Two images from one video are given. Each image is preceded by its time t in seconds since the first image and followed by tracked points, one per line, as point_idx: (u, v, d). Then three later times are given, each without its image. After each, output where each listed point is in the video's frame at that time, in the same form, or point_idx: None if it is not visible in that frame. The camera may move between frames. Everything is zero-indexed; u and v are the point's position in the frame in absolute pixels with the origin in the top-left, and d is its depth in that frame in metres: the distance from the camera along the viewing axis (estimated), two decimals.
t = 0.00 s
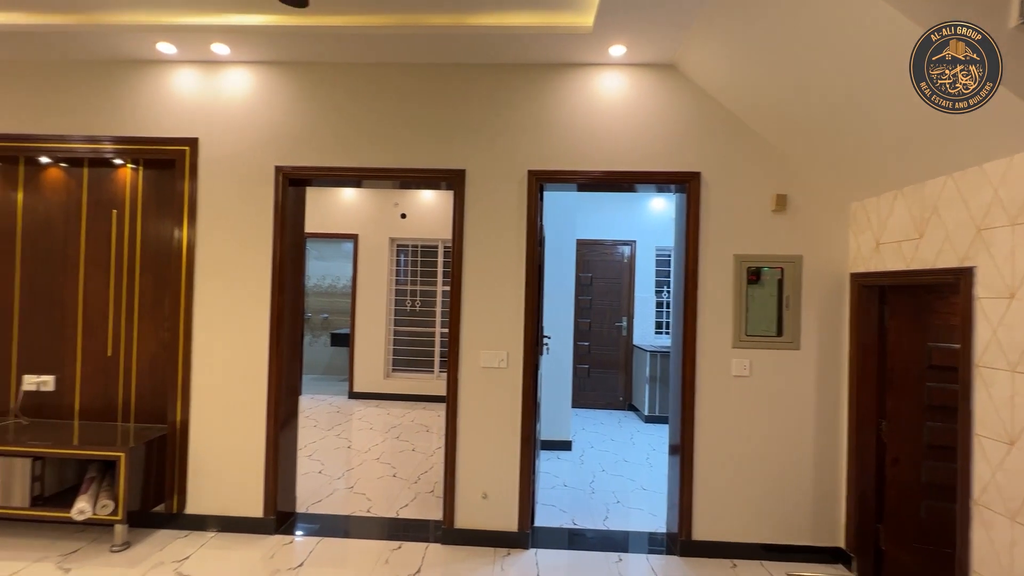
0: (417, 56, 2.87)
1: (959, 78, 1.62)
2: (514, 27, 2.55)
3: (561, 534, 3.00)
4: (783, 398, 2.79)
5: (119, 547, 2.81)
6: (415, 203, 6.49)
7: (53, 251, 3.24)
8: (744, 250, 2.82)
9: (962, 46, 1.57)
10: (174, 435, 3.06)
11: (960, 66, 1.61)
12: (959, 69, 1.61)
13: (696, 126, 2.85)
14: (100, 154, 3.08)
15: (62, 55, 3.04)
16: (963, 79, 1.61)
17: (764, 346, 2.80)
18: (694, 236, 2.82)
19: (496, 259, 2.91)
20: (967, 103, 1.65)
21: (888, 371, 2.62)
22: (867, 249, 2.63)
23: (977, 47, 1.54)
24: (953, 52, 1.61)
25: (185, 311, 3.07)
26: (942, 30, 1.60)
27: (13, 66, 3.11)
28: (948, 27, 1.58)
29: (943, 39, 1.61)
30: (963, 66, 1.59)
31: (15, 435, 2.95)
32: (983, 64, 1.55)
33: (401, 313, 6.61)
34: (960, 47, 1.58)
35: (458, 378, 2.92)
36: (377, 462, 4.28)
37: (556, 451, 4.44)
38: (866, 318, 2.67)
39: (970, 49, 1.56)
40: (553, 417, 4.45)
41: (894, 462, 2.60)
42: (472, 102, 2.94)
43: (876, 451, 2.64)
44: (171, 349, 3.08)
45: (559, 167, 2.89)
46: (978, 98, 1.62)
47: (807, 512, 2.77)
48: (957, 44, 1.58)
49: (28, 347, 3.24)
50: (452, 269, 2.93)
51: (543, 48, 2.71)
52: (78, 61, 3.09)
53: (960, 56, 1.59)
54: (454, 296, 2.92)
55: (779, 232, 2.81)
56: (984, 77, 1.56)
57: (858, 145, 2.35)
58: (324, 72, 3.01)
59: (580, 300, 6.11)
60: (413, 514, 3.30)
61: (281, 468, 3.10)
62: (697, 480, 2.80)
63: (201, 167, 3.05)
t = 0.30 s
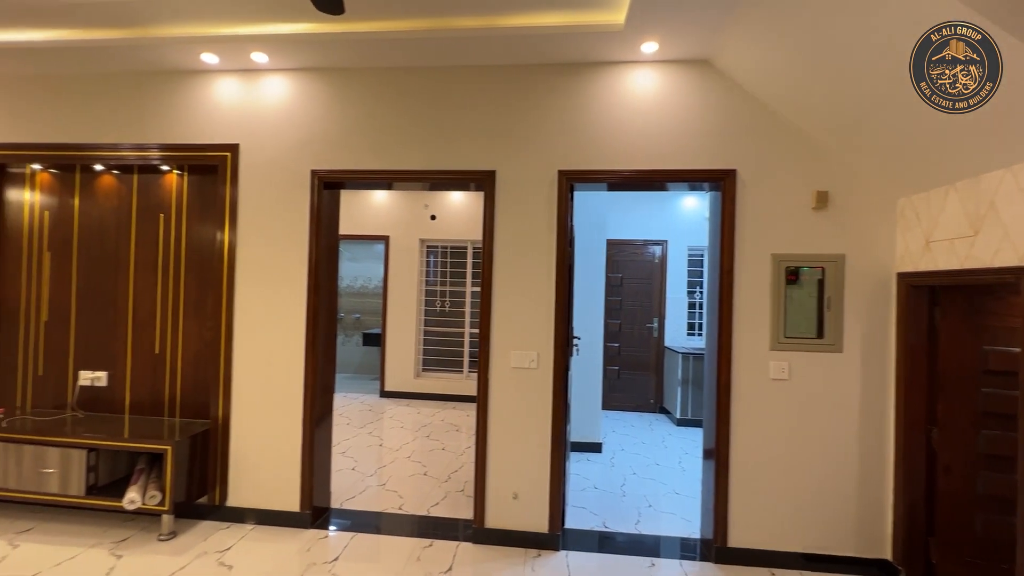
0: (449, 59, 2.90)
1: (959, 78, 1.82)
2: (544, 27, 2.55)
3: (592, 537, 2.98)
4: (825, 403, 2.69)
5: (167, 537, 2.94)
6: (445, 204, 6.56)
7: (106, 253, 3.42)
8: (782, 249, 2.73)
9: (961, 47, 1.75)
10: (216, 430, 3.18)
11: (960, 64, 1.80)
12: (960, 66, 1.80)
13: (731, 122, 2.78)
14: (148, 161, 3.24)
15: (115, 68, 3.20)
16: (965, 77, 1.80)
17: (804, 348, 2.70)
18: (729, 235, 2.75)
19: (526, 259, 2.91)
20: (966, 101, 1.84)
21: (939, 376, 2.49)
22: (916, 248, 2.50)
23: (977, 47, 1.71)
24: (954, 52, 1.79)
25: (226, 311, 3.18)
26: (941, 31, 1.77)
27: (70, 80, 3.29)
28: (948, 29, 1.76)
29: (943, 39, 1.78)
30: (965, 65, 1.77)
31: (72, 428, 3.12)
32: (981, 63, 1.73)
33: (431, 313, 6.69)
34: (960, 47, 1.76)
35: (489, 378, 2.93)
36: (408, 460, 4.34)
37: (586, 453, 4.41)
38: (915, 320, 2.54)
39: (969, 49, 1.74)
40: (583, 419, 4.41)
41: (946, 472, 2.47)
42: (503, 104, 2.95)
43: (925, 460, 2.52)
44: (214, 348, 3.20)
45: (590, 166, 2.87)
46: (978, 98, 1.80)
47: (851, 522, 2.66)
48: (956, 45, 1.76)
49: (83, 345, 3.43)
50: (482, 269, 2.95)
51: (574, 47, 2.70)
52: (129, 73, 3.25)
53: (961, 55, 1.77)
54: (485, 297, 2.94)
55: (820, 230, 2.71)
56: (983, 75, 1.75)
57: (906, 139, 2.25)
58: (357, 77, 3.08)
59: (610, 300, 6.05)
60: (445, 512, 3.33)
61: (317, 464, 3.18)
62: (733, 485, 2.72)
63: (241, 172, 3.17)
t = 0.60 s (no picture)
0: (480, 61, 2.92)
1: (959, 78, 1.90)
2: (576, 26, 2.54)
3: (624, 540, 2.94)
4: (869, 409, 2.58)
5: (210, 527, 3.05)
6: (474, 205, 6.60)
7: (154, 255, 3.58)
8: (823, 248, 2.64)
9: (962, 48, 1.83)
10: (256, 425, 3.29)
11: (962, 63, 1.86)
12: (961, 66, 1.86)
13: (768, 117, 2.70)
14: (191, 167, 3.38)
15: (162, 79, 3.36)
16: (965, 77, 1.87)
17: (847, 351, 2.60)
18: (767, 234, 2.67)
19: (557, 260, 2.90)
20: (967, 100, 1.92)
21: (995, 381, 2.36)
22: (969, 246, 2.38)
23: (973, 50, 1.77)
24: (954, 51, 1.86)
25: (265, 311, 3.29)
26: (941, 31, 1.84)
27: (122, 91, 3.47)
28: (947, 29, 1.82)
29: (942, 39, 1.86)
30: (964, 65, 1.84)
31: (124, 422, 3.29)
32: (979, 65, 1.79)
33: (461, 313, 6.75)
34: (960, 47, 1.82)
35: (519, 379, 2.93)
36: (438, 459, 4.39)
37: (616, 456, 4.36)
38: (968, 322, 2.41)
39: (967, 50, 1.80)
40: (613, 421, 4.36)
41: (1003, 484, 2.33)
42: (533, 104, 2.95)
43: (979, 470, 2.38)
44: (254, 346, 3.31)
45: (621, 165, 2.84)
46: (977, 99, 1.89)
47: (898, 533, 2.55)
48: (955, 45, 1.84)
49: (133, 343, 3.61)
50: (512, 270, 2.95)
51: (605, 46, 2.67)
52: (175, 84, 3.40)
53: (961, 55, 1.84)
54: (516, 297, 2.94)
55: (864, 229, 2.61)
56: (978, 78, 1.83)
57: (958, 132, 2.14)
58: (390, 81, 3.14)
59: (641, 301, 5.96)
60: (475, 511, 3.35)
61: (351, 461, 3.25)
62: (771, 491, 2.64)
63: (279, 176, 3.27)
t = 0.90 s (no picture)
0: (510, 62, 2.94)
1: (959, 78, 2.01)
2: (608, 24, 2.52)
3: (657, 545, 2.90)
4: (917, 415, 2.46)
5: (250, 520, 3.16)
6: (502, 206, 6.62)
7: (198, 258, 3.74)
8: (867, 247, 2.53)
9: (962, 47, 1.94)
10: (293, 422, 3.39)
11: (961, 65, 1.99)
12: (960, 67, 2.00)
13: (808, 112, 2.61)
14: (232, 173, 3.51)
15: (206, 89, 3.50)
16: (966, 77, 1.99)
17: (893, 355, 2.49)
18: (806, 233, 2.59)
19: (587, 260, 2.89)
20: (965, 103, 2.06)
21: None
22: None
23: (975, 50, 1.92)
24: (954, 52, 1.98)
25: (302, 311, 3.39)
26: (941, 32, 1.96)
27: (168, 101, 3.63)
28: (947, 30, 1.95)
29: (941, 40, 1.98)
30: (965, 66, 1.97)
31: (170, 417, 3.44)
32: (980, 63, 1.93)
33: (489, 314, 6.78)
34: (960, 47, 1.96)
35: (550, 380, 2.93)
36: (468, 459, 4.42)
37: (648, 459, 4.29)
38: None
39: (968, 50, 1.93)
40: (645, 424, 4.30)
41: None
42: (565, 105, 2.94)
43: None
44: (291, 345, 3.41)
45: (653, 164, 2.80)
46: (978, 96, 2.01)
47: (951, 546, 2.42)
48: (956, 45, 1.96)
49: (179, 342, 3.78)
50: (543, 270, 2.95)
51: (637, 43, 2.64)
52: (217, 92, 3.54)
53: (962, 55, 1.97)
54: (546, 298, 2.94)
55: (912, 226, 2.49)
56: (985, 75, 1.93)
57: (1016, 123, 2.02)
58: (422, 85, 3.18)
59: (672, 302, 5.86)
60: (505, 511, 3.36)
61: (384, 459, 3.31)
62: (811, 499, 2.55)
63: (316, 179, 3.36)
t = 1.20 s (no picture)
0: (540, 63, 2.94)
1: (959, 78, 2.11)
2: (639, 22, 2.49)
3: (690, 550, 2.85)
4: (970, 422, 2.33)
5: (287, 514, 3.25)
6: (531, 206, 6.63)
7: (238, 260, 3.88)
8: (915, 246, 2.42)
9: (963, 47, 2.05)
10: (328, 420, 3.48)
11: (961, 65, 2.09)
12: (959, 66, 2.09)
13: (850, 106, 2.52)
14: (270, 177, 3.63)
15: (246, 97, 3.64)
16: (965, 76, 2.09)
17: (944, 358, 2.37)
18: (848, 232, 2.49)
19: (618, 260, 2.86)
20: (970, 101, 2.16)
21: None
22: None
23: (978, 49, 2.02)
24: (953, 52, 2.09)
25: (336, 311, 3.47)
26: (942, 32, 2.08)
27: (211, 109, 3.79)
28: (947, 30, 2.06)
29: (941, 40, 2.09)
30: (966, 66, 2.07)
31: (213, 413, 3.59)
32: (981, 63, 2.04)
33: (518, 314, 6.79)
34: (961, 47, 2.05)
35: (580, 381, 2.91)
36: (498, 459, 4.44)
37: (680, 463, 4.21)
38: None
39: (968, 50, 2.04)
40: (677, 427, 4.22)
41: None
42: (595, 105, 2.92)
43: None
44: (326, 345, 3.50)
45: (686, 163, 2.75)
46: (976, 94, 2.11)
47: (1008, 562, 2.28)
48: (956, 45, 2.07)
49: (220, 341, 3.93)
50: (573, 271, 2.94)
51: (669, 40, 2.60)
52: (256, 100, 3.67)
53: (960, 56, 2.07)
54: (576, 299, 2.92)
55: (964, 223, 2.37)
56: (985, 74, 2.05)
57: None
58: (452, 88, 3.22)
59: (705, 302, 5.74)
60: (535, 512, 3.36)
61: (415, 457, 3.36)
62: (854, 507, 2.46)
63: (349, 183, 3.44)
